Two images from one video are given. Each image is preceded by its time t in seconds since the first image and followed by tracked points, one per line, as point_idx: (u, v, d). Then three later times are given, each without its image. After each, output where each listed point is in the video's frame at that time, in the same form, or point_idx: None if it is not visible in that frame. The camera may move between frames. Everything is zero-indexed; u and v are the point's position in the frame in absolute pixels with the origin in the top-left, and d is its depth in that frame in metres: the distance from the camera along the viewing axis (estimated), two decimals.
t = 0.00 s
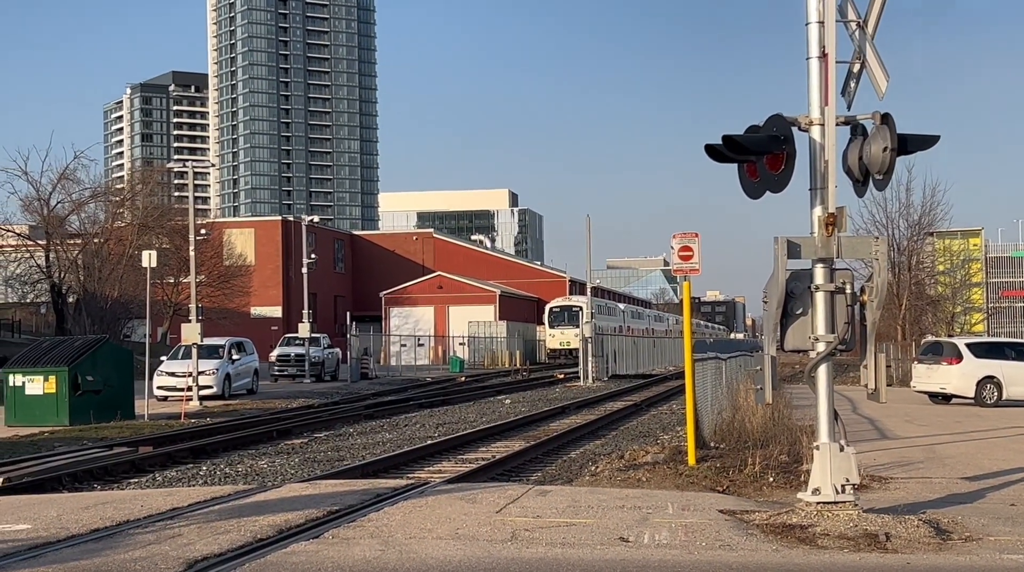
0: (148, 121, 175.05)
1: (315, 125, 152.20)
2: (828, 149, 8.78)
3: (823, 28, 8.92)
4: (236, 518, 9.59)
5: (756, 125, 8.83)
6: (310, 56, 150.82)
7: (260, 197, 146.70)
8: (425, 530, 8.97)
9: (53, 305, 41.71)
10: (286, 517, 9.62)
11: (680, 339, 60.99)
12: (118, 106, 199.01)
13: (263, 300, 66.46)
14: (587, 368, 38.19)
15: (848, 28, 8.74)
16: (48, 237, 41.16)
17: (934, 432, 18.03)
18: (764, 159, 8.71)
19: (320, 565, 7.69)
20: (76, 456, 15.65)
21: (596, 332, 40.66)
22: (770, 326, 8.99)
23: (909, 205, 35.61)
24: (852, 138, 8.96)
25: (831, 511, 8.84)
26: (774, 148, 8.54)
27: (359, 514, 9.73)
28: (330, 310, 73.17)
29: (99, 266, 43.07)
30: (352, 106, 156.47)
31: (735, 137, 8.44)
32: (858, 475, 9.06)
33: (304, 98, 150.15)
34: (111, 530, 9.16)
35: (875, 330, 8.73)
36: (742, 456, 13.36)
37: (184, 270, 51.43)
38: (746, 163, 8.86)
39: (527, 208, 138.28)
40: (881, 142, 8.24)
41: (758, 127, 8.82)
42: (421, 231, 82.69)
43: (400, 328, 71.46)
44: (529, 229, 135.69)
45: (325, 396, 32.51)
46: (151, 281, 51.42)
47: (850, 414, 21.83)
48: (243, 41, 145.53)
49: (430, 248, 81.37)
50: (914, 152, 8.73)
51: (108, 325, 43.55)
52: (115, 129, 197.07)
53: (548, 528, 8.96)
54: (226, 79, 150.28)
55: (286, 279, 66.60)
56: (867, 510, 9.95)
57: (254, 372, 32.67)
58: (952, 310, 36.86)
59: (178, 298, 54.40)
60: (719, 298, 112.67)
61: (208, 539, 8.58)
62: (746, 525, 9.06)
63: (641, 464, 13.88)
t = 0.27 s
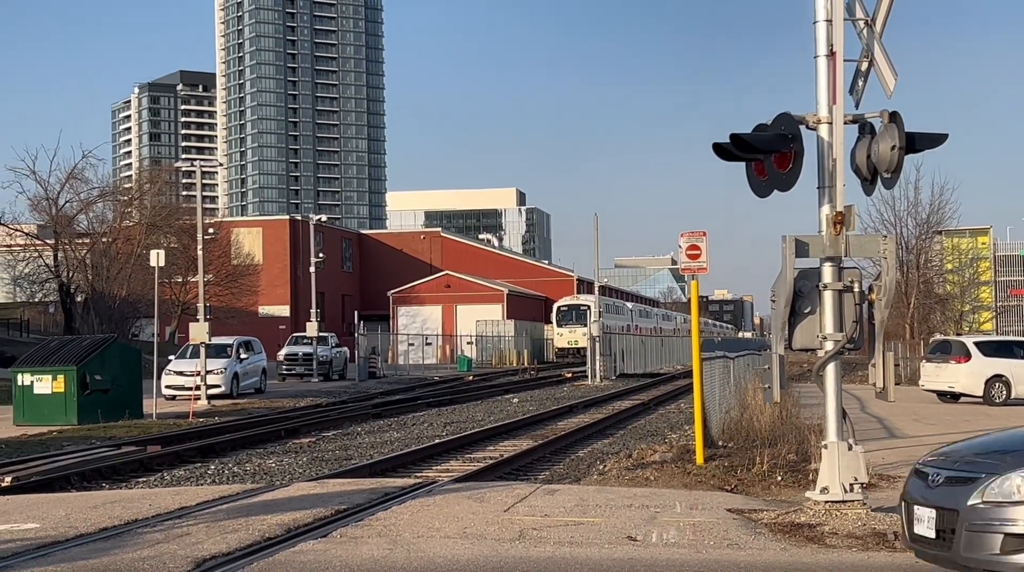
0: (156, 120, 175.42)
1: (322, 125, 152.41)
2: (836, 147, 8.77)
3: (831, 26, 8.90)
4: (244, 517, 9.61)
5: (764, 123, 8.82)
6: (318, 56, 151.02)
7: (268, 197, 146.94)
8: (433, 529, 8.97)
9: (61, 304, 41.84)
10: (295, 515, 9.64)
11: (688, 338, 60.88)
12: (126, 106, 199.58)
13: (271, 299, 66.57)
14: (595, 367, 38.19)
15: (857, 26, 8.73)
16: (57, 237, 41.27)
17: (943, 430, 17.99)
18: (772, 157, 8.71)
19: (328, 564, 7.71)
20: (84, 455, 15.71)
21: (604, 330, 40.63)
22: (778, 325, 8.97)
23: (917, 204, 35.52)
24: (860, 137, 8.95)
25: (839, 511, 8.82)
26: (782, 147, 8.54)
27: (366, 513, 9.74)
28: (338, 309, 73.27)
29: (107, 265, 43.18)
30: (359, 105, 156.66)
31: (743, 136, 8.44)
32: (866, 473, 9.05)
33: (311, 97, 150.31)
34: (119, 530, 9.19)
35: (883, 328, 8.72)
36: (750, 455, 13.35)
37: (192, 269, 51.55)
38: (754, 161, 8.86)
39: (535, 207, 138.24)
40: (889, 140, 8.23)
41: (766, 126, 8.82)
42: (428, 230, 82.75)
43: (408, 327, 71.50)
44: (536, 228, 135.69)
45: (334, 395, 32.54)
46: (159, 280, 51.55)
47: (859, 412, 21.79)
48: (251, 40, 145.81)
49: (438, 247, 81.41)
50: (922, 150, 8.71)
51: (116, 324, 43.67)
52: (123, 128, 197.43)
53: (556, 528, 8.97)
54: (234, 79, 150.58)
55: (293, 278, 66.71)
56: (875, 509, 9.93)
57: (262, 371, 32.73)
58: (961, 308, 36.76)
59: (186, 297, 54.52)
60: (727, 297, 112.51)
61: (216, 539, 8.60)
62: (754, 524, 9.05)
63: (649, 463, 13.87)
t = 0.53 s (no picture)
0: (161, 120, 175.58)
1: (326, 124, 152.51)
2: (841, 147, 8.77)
3: (835, 25, 8.89)
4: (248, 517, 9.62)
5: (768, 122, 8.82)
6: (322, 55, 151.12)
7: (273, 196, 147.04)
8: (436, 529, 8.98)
9: (66, 304, 41.89)
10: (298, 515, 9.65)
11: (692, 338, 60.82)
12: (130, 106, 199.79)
13: (276, 298, 66.60)
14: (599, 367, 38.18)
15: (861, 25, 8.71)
16: (61, 236, 41.34)
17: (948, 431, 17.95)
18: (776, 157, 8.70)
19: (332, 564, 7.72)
20: (89, 454, 15.72)
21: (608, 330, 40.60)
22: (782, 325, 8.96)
23: (922, 204, 35.48)
24: (865, 136, 8.94)
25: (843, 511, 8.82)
26: (787, 146, 8.53)
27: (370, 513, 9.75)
28: (342, 309, 73.32)
29: (112, 265, 43.23)
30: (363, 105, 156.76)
31: (748, 135, 8.43)
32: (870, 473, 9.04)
33: (316, 97, 150.40)
34: (123, 529, 9.20)
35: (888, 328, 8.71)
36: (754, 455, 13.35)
37: (197, 269, 51.60)
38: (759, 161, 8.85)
39: (539, 207, 138.21)
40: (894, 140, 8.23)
41: (771, 125, 8.81)
42: (432, 230, 82.76)
43: (412, 327, 71.52)
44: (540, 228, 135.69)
45: (338, 395, 32.56)
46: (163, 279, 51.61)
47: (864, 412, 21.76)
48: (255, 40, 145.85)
49: (442, 247, 81.44)
50: (927, 149, 8.71)
51: (121, 324, 43.71)
52: (128, 127, 197.60)
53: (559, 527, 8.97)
54: (238, 78, 150.70)
55: (297, 278, 66.76)
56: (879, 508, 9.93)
57: (266, 370, 32.75)
58: (965, 309, 36.71)
59: (190, 297, 54.56)
60: (731, 297, 112.45)
61: (219, 538, 8.60)
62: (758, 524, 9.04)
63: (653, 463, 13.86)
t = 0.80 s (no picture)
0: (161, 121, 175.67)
1: (326, 125, 152.58)
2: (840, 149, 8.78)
3: (835, 27, 8.91)
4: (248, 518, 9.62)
5: (768, 124, 8.83)
6: (322, 56, 151.23)
7: (272, 197, 147.08)
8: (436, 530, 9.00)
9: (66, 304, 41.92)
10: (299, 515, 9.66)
11: (692, 339, 60.85)
12: (130, 106, 199.87)
13: (275, 299, 66.61)
14: (599, 368, 38.18)
15: (861, 28, 8.73)
16: (61, 237, 41.40)
17: (946, 433, 17.97)
18: (776, 159, 8.72)
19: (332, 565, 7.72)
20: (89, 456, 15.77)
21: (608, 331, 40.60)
22: (781, 327, 8.97)
23: (921, 206, 35.50)
24: (864, 138, 8.95)
25: (842, 513, 8.82)
26: (786, 148, 8.53)
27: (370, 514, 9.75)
28: (342, 310, 73.35)
29: (112, 265, 43.25)
30: (363, 106, 156.84)
31: (747, 137, 8.44)
32: (870, 475, 9.04)
33: (316, 98, 150.47)
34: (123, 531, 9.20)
35: (888, 330, 8.74)
36: (753, 456, 13.36)
37: (197, 269, 51.62)
38: (758, 162, 8.87)
39: (539, 208, 138.29)
40: (893, 142, 8.23)
41: (771, 127, 8.83)
42: (432, 231, 82.78)
43: (411, 328, 71.49)
44: (540, 229, 135.72)
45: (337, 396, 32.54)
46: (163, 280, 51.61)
47: (863, 414, 21.77)
48: (255, 41, 145.95)
49: (441, 248, 81.46)
50: (926, 151, 8.71)
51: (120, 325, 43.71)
52: (127, 128, 197.54)
53: (558, 528, 8.98)
54: (238, 79, 150.80)
55: (297, 278, 66.79)
56: (878, 510, 9.95)
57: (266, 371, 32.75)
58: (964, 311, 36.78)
59: (190, 298, 54.56)
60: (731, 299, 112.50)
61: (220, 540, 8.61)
62: (758, 526, 9.05)
63: (653, 464, 13.86)
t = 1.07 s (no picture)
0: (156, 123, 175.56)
1: (322, 127, 152.58)
2: (835, 153, 8.79)
3: (831, 30, 8.92)
4: (243, 519, 9.61)
5: (764, 127, 8.84)
6: (318, 58, 151.26)
7: (268, 199, 146.98)
8: (430, 532, 9.00)
9: (60, 306, 41.91)
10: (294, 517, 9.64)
11: (687, 342, 60.84)
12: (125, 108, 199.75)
13: (271, 301, 66.56)
14: (594, 371, 38.19)
15: (856, 31, 8.74)
16: (56, 238, 41.37)
17: (941, 436, 17.99)
18: (771, 162, 8.72)
19: (325, 567, 7.69)
20: (84, 456, 15.74)
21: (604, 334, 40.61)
22: (776, 330, 8.97)
23: (917, 209, 35.57)
24: (860, 141, 8.95)
25: (837, 515, 8.82)
26: (782, 151, 8.54)
27: (365, 516, 9.73)
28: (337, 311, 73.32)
29: (107, 267, 43.20)
30: (359, 108, 156.83)
31: (743, 140, 8.44)
32: (865, 479, 9.03)
33: (312, 100, 150.48)
34: (117, 531, 9.17)
35: (883, 333, 8.74)
36: (748, 459, 13.35)
37: (192, 271, 51.60)
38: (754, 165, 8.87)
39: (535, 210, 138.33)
40: (889, 145, 8.24)
41: (766, 130, 8.83)
42: (428, 233, 82.76)
43: (406, 330, 71.46)
44: (536, 232, 135.80)
45: (332, 398, 32.52)
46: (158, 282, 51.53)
47: (858, 417, 21.79)
48: (251, 43, 145.95)
49: (437, 250, 81.45)
50: (922, 155, 8.72)
51: (115, 326, 43.66)
52: (123, 129, 197.30)
53: (554, 531, 8.98)
54: (234, 81, 150.77)
55: (292, 280, 66.75)
56: (873, 513, 9.94)
57: (261, 373, 32.72)
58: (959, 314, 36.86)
59: (185, 299, 54.49)
60: (726, 302, 112.59)
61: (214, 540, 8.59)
62: (752, 529, 9.05)
63: (647, 467, 13.86)
